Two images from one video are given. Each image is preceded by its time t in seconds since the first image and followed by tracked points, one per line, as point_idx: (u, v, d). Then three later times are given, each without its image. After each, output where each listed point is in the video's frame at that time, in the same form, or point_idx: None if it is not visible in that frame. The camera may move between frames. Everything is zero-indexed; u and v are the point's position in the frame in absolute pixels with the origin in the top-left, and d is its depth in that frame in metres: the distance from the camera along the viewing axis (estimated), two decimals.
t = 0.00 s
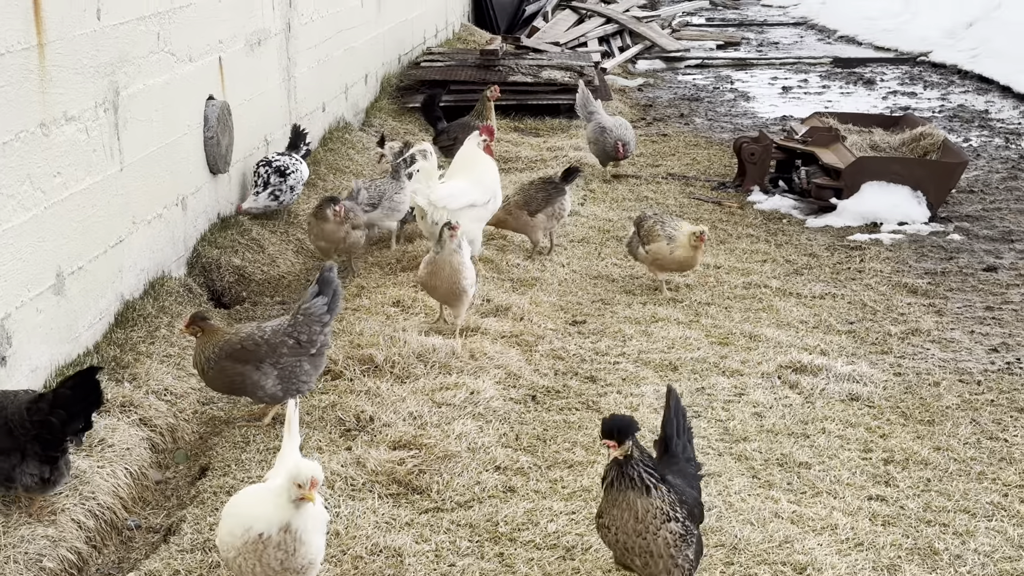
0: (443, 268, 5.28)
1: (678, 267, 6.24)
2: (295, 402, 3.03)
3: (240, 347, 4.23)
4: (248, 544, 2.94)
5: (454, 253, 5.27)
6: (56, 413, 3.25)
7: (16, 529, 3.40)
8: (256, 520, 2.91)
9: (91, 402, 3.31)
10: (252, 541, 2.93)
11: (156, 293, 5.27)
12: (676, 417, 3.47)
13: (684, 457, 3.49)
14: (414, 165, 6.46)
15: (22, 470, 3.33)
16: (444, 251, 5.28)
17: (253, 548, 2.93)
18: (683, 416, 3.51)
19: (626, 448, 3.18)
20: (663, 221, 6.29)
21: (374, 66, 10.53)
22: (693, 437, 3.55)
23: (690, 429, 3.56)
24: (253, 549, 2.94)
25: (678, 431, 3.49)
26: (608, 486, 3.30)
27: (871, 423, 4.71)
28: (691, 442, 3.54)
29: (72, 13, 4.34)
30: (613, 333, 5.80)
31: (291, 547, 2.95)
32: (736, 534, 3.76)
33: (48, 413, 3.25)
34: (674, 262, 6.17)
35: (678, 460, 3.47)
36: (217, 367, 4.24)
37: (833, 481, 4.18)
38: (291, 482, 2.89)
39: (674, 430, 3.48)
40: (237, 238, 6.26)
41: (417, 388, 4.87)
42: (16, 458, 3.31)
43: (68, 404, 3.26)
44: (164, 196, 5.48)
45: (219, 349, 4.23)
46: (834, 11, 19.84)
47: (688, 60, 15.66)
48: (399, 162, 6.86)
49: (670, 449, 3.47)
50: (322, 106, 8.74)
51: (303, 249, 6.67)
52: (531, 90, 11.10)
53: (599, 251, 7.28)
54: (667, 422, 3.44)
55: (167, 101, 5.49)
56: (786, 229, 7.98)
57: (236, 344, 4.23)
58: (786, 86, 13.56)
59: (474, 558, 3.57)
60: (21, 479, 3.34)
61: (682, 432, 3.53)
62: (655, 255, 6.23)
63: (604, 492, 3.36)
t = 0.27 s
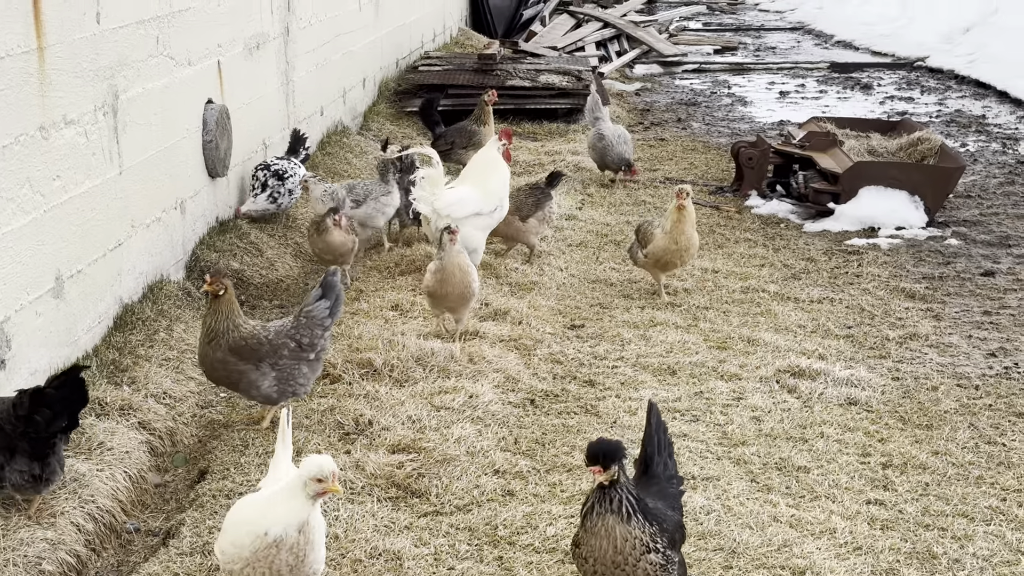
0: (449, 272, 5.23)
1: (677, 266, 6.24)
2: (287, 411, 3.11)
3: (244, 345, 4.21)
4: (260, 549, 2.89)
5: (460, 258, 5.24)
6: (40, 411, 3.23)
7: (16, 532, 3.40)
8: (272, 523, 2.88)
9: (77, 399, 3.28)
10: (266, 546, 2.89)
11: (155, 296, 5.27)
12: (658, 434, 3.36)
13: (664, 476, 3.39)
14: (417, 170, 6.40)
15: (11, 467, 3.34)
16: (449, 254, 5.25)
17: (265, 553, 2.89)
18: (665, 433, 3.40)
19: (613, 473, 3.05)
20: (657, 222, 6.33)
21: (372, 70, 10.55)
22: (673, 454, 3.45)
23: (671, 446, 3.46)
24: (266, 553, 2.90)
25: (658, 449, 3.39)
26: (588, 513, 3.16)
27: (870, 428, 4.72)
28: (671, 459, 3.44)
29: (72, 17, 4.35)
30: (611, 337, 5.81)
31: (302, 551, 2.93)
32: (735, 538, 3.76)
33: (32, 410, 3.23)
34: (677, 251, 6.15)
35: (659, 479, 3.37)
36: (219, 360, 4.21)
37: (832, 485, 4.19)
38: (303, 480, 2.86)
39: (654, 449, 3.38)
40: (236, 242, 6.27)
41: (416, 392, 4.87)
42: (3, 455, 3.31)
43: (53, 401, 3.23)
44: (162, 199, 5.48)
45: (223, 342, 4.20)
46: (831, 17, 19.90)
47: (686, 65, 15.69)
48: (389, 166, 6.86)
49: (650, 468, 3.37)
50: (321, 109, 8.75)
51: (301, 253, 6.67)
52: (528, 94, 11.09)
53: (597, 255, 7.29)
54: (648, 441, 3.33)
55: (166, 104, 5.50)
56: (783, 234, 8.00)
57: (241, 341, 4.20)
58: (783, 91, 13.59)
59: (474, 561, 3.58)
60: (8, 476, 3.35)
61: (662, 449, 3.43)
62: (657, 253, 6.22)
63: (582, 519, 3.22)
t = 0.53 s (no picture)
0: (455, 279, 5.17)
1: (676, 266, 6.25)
2: (276, 415, 3.08)
3: (259, 340, 4.22)
4: (269, 553, 2.89)
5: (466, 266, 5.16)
6: (38, 408, 3.30)
7: (18, 533, 3.41)
8: (281, 527, 2.87)
9: (76, 398, 3.36)
10: (277, 549, 2.89)
11: (157, 297, 5.28)
12: (617, 452, 3.30)
13: (626, 496, 3.28)
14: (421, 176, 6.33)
15: (7, 462, 3.35)
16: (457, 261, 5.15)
17: (275, 557, 2.90)
18: (627, 450, 3.34)
19: (534, 501, 2.92)
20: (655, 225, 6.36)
21: (374, 72, 10.57)
22: (638, 472, 3.35)
23: (636, 465, 3.37)
24: (276, 556, 2.90)
25: (620, 468, 3.30)
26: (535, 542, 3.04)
27: (871, 430, 4.72)
28: (635, 479, 3.34)
29: (76, 18, 4.37)
30: (613, 339, 5.81)
31: (311, 551, 2.95)
32: (737, 540, 3.76)
33: (32, 407, 3.31)
34: (679, 251, 6.15)
35: (620, 499, 3.27)
36: (233, 353, 4.18)
37: (833, 488, 4.19)
38: (305, 486, 2.85)
39: (615, 468, 3.29)
40: (239, 243, 6.28)
41: (418, 394, 4.88)
42: (1, 449, 3.34)
43: (52, 398, 3.31)
44: (165, 200, 5.50)
45: (241, 335, 4.17)
46: (832, 20, 19.91)
47: (688, 68, 15.69)
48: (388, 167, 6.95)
49: (609, 487, 3.27)
50: (323, 111, 8.77)
51: (304, 254, 6.68)
52: (531, 96, 11.09)
53: (599, 258, 7.30)
54: (607, 458, 3.25)
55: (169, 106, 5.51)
56: (785, 237, 8.00)
57: (257, 337, 4.21)
58: (785, 94, 13.60)
59: (476, 562, 3.58)
60: (6, 471, 3.36)
61: (626, 468, 3.34)
62: (658, 254, 6.21)
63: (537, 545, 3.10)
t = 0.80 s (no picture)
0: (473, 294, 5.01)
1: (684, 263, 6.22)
2: (270, 419, 3.03)
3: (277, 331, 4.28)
4: (275, 553, 2.88)
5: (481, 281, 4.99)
6: (40, 404, 3.30)
7: (24, 531, 3.43)
8: (286, 526, 2.87)
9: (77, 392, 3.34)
10: (282, 548, 2.88)
11: (163, 296, 5.31)
12: (603, 463, 3.30)
13: (615, 507, 3.26)
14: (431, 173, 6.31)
15: (13, 458, 3.38)
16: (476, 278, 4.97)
17: (282, 556, 2.89)
18: (613, 460, 3.33)
19: (527, 504, 2.92)
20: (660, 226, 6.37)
21: (380, 71, 10.58)
22: (626, 483, 3.34)
23: (624, 476, 3.36)
24: (282, 556, 2.89)
25: (608, 478, 3.30)
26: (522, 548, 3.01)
27: (876, 431, 4.72)
28: (624, 489, 3.33)
29: (83, 18, 4.39)
30: (618, 339, 5.82)
31: (317, 550, 2.95)
32: (741, 540, 3.77)
33: (35, 403, 3.31)
34: (684, 249, 6.15)
35: (608, 510, 3.25)
36: (264, 344, 4.18)
37: (837, 488, 4.19)
38: (312, 482, 2.87)
39: (601, 478, 3.28)
40: (244, 242, 6.30)
41: (424, 393, 4.89)
42: (7, 445, 3.36)
43: (53, 393, 3.30)
44: (171, 198, 5.52)
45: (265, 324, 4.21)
46: (839, 21, 19.88)
47: (694, 68, 15.68)
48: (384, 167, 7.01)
49: (596, 498, 3.27)
50: (329, 110, 8.78)
51: (309, 254, 6.70)
52: (536, 96, 11.09)
53: (604, 258, 7.30)
54: (591, 469, 3.25)
55: (175, 105, 5.53)
56: (790, 237, 8.00)
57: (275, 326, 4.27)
58: (791, 95, 13.58)
59: (480, 561, 3.59)
60: (12, 467, 3.39)
61: (614, 479, 3.33)
62: (664, 253, 6.20)
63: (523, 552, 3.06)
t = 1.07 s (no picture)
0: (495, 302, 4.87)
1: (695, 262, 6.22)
2: (271, 416, 3.01)
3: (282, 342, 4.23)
4: (289, 552, 2.90)
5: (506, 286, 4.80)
6: (55, 394, 3.34)
7: (37, 524, 3.45)
8: (300, 524, 2.88)
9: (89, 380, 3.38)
10: (295, 546, 2.89)
11: (175, 291, 5.33)
12: (604, 477, 3.20)
13: (613, 523, 3.16)
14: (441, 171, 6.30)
15: (29, 451, 3.40)
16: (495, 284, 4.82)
17: (294, 554, 2.90)
18: (615, 475, 3.25)
19: (516, 527, 2.81)
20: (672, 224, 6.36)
21: (392, 67, 10.59)
22: (626, 499, 3.25)
23: (625, 491, 3.27)
24: (295, 554, 2.90)
25: (607, 492, 3.20)
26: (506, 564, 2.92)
27: (887, 428, 4.70)
28: (623, 506, 3.23)
29: (96, 13, 4.41)
30: (629, 335, 5.81)
31: (330, 547, 2.96)
32: (752, 537, 3.75)
33: (48, 394, 3.35)
34: (697, 245, 6.13)
35: (606, 525, 3.14)
36: (268, 356, 4.16)
37: (848, 485, 4.18)
38: (323, 478, 2.87)
39: (602, 492, 3.19)
40: (256, 237, 6.32)
41: (435, 388, 4.90)
42: (23, 437, 3.38)
43: (66, 383, 3.34)
44: (184, 193, 5.54)
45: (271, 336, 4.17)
46: (851, 17, 19.77)
47: (705, 64, 15.62)
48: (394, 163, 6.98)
49: (594, 512, 3.16)
50: (341, 106, 8.80)
51: (321, 249, 6.71)
52: (548, 92, 11.08)
53: (615, 254, 7.28)
54: (593, 481, 3.15)
55: (188, 100, 5.55)
56: (802, 234, 7.96)
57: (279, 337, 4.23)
58: (803, 91, 13.51)
59: (491, 557, 3.60)
60: (28, 458, 3.41)
61: (614, 494, 3.24)
62: (677, 250, 6.18)
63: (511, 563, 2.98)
